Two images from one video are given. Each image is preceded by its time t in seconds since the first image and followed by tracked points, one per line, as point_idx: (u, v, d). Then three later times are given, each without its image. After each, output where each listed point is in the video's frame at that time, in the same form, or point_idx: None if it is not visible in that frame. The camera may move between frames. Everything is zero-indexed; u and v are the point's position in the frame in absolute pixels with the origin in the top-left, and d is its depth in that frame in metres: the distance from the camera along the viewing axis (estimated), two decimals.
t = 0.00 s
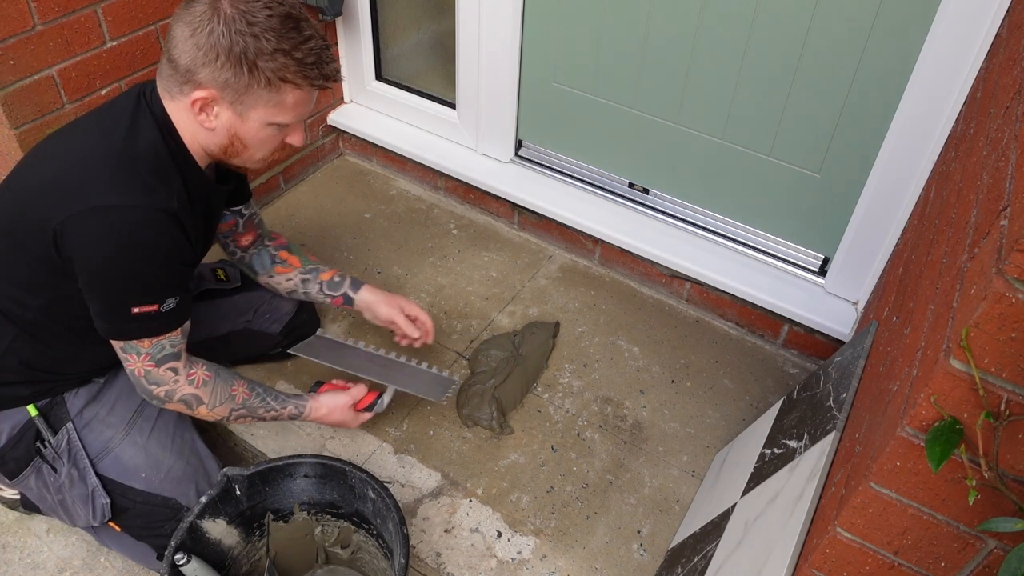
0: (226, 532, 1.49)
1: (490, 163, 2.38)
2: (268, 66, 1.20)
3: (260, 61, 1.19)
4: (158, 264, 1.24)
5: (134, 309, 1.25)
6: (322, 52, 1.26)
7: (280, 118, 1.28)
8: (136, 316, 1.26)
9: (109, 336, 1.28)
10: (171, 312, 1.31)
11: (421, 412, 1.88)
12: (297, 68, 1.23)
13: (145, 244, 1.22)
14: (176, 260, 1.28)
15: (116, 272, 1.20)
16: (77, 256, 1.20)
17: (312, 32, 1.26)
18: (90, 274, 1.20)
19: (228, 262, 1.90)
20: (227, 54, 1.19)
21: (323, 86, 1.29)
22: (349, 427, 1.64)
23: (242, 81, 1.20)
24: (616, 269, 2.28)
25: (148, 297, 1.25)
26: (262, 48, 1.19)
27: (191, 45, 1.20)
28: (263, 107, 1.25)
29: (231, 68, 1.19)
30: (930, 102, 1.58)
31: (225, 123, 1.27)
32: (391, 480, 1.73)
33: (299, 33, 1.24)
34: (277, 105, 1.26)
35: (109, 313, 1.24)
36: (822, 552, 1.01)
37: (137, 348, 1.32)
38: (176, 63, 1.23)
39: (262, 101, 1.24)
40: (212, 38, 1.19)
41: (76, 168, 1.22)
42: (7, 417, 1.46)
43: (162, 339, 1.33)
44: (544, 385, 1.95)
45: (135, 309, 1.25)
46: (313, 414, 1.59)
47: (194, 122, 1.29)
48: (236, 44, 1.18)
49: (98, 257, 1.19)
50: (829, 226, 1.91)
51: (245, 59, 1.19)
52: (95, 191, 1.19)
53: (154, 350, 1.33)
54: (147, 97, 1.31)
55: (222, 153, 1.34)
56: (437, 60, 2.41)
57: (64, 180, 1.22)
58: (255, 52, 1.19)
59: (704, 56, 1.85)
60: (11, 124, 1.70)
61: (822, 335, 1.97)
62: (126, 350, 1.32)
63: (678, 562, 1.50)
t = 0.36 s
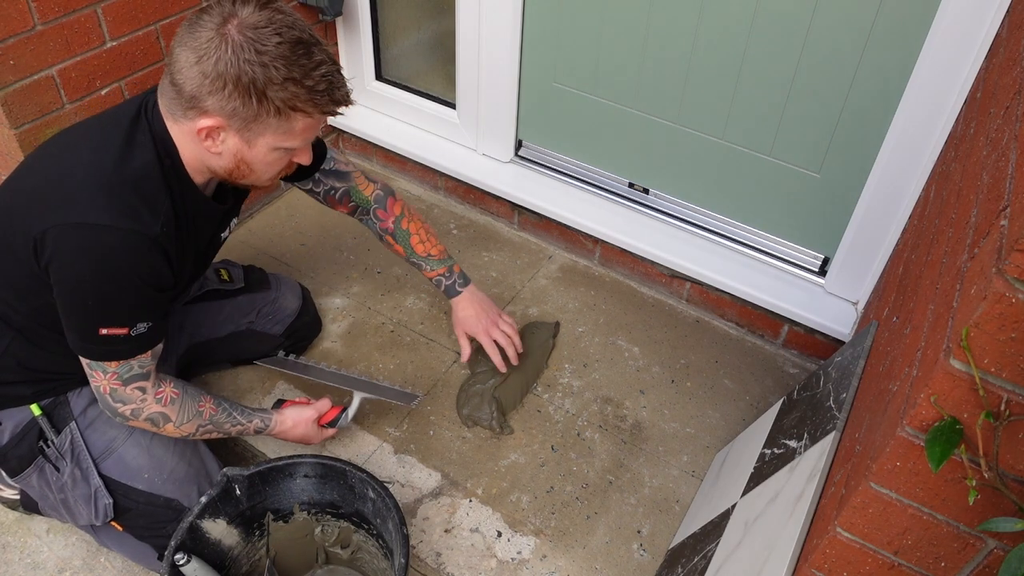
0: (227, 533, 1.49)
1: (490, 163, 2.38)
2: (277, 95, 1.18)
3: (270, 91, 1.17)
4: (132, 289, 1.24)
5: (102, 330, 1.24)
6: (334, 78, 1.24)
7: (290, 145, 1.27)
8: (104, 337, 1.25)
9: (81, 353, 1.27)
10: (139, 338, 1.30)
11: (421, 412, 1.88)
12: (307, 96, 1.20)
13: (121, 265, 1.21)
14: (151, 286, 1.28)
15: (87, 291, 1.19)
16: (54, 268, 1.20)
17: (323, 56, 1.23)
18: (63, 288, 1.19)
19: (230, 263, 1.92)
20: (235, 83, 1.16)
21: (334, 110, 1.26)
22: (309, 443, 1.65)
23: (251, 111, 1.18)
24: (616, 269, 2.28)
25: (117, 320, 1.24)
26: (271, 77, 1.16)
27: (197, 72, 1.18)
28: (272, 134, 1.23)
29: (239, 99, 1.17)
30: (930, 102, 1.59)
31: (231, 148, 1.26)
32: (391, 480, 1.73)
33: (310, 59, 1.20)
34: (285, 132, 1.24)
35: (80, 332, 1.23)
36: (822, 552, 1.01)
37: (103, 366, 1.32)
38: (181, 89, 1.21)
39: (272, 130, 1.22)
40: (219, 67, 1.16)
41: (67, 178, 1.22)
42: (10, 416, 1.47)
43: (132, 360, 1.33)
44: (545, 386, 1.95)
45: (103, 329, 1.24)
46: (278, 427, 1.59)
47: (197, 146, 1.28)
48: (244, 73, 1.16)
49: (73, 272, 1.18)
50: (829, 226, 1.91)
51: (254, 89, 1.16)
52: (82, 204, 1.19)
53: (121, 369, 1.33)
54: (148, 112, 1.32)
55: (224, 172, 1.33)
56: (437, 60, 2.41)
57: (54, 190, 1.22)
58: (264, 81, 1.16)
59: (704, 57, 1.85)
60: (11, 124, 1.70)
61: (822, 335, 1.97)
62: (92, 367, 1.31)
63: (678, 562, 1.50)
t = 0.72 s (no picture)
0: (226, 533, 1.49)
1: (490, 163, 2.38)
2: (273, 149, 1.17)
3: (265, 147, 1.16)
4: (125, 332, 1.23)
5: (96, 371, 1.24)
6: (334, 127, 1.22)
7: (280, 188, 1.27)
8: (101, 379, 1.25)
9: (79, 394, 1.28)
10: (135, 375, 1.30)
11: (421, 412, 1.88)
12: (303, 149, 1.19)
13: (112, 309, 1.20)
14: (145, 324, 1.27)
15: (80, 338, 1.19)
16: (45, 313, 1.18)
17: (322, 106, 1.21)
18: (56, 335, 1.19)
19: (230, 263, 1.91)
20: (229, 140, 1.15)
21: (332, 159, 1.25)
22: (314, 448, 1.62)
23: (247, 164, 1.18)
24: (616, 269, 2.28)
25: (112, 361, 1.24)
26: (266, 135, 1.15)
27: (188, 125, 1.16)
28: (267, 182, 1.23)
29: (234, 154, 1.16)
30: (930, 103, 1.59)
31: (225, 194, 1.26)
32: (391, 480, 1.73)
33: (308, 110, 1.18)
34: (281, 180, 1.24)
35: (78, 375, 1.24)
36: (822, 552, 1.01)
37: (100, 403, 1.32)
38: (171, 137, 1.18)
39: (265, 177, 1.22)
40: (211, 122, 1.14)
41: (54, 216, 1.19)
42: (7, 422, 1.47)
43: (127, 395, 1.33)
44: (545, 385, 1.95)
45: (99, 371, 1.24)
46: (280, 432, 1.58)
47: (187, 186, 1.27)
48: (238, 130, 1.14)
49: (65, 319, 1.17)
50: (829, 226, 1.91)
51: (249, 146, 1.15)
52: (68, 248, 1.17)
53: (116, 403, 1.33)
54: (136, 143, 1.28)
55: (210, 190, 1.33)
56: (437, 60, 2.41)
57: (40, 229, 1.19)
58: (259, 138, 1.15)
59: (704, 56, 1.85)
60: (11, 124, 1.70)
61: (822, 335, 1.97)
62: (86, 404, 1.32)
63: (678, 562, 1.50)
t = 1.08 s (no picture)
0: (226, 533, 1.49)
1: (490, 163, 2.38)
2: (241, 115, 1.16)
3: (233, 112, 1.15)
4: (92, 303, 1.22)
5: (68, 344, 1.23)
6: (303, 95, 1.22)
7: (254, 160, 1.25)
8: (70, 351, 1.24)
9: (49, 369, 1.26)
10: (109, 350, 1.29)
11: (421, 412, 1.88)
12: (272, 116, 1.18)
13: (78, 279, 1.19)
14: (114, 298, 1.26)
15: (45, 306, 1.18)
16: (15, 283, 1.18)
17: (290, 73, 1.20)
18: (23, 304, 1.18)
19: (229, 263, 1.92)
20: (196, 103, 1.14)
21: (303, 128, 1.24)
22: (298, 442, 1.65)
23: (215, 131, 1.16)
24: (616, 269, 2.28)
25: (83, 334, 1.23)
26: (234, 98, 1.14)
27: (158, 91, 1.15)
28: (238, 152, 1.22)
29: (200, 118, 1.15)
30: (930, 102, 1.59)
31: (197, 165, 1.24)
32: (391, 480, 1.73)
33: (276, 77, 1.18)
34: (252, 150, 1.22)
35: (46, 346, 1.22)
36: (822, 552, 1.01)
37: (79, 380, 1.32)
38: (142, 106, 1.18)
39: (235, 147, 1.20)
40: (178, 86, 1.14)
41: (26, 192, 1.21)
42: (4, 422, 1.48)
43: (105, 372, 1.33)
44: (544, 385, 1.95)
45: (68, 344, 1.23)
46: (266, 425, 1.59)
47: (162, 161, 1.26)
48: (205, 94, 1.13)
49: (30, 293, 1.17)
50: (829, 226, 1.91)
51: (216, 110, 1.14)
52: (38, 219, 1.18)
53: (97, 381, 1.33)
54: (112, 125, 1.30)
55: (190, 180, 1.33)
56: (437, 60, 2.41)
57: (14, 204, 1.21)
58: (226, 102, 1.14)
59: (704, 56, 1.85)
60: (11, 124, 1.70)
61: (822, 335, 1.97)
62: (68, 382, 1.32)
63: (678, 562, 1.50)
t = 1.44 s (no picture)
0: (226, 532, 1.49)
1: (490, 163, 2.38)
2: (221, 119, 1.15)
3: (212, 116, 1.15)
4: (93, 316, 1.23)
5: (73, 357, 1.24)
6: (284, 97, 1.21)
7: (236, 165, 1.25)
8: (76, 363, 1.25)
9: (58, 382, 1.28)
10: (115, 358, 1.30)
11: (421, 412, 1.88)
12: (253, 118, 1.18)
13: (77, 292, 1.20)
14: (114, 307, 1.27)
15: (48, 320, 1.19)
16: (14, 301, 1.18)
17: (272, 75, 1.20)
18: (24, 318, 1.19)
19: (227, 264, 1.93)
20: (175, 108, 1.14)
21: (285, 130, 1.24)
22: (311, 441, 1.63)
23: (197, 135, 1.17)
24: (616, 269, 2.28)
25: (87, 345, 1.24)
26: (213, 102, 1.14)
27: (136, 95, 1.16)
28: (220, 155, 1.22)
29: (182, 122, 1.15)
30: (930, 103, 1.58)
31: (180, 167, 1.24)
32: (391, 480, 1.73)
33: (256, 80, 1.18)
34: (235, 152, 1.22)
35: (50, 358, 1.23)
36: (822, 552, 1.01)
37: (86, 390, 1.33)
38: (122, 109, 1.18)
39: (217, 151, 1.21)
40: (157, 90, 1.14)
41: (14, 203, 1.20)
42: (2, 426, 1.46)
43: (112, 380, 1.34)
44: (544, 385, 1.95)
45: (74, 356, 1.24)
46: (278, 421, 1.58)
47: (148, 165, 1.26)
48: (184, 98, 1.13)
49: (33, 309, 1.18)
50: (829, 226, 1.91)
51: (196, 114, 1.14)
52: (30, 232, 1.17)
53: (104, 390, 1.34)
54: (96, 129, 1.29)
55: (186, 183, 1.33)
56: (437, 60, 2.41)
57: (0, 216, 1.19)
58: (206, 106, 1.14)
59: (703, 56, 1.85)
60: (11, 124, 1.70)
61: (822, 335, 1.97)
62: (75, 391, 1.33)
63: (678, 562, 1.50)
